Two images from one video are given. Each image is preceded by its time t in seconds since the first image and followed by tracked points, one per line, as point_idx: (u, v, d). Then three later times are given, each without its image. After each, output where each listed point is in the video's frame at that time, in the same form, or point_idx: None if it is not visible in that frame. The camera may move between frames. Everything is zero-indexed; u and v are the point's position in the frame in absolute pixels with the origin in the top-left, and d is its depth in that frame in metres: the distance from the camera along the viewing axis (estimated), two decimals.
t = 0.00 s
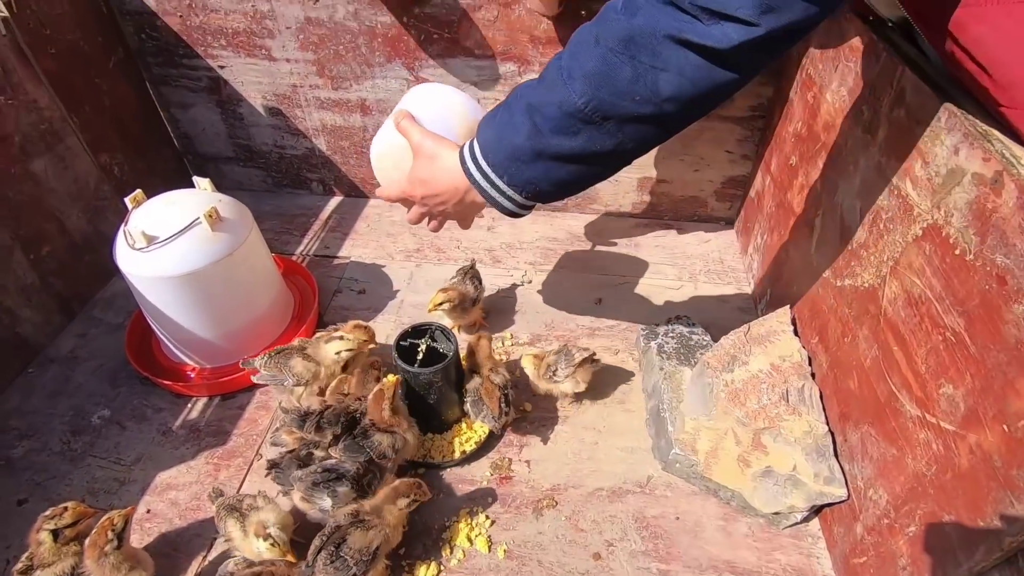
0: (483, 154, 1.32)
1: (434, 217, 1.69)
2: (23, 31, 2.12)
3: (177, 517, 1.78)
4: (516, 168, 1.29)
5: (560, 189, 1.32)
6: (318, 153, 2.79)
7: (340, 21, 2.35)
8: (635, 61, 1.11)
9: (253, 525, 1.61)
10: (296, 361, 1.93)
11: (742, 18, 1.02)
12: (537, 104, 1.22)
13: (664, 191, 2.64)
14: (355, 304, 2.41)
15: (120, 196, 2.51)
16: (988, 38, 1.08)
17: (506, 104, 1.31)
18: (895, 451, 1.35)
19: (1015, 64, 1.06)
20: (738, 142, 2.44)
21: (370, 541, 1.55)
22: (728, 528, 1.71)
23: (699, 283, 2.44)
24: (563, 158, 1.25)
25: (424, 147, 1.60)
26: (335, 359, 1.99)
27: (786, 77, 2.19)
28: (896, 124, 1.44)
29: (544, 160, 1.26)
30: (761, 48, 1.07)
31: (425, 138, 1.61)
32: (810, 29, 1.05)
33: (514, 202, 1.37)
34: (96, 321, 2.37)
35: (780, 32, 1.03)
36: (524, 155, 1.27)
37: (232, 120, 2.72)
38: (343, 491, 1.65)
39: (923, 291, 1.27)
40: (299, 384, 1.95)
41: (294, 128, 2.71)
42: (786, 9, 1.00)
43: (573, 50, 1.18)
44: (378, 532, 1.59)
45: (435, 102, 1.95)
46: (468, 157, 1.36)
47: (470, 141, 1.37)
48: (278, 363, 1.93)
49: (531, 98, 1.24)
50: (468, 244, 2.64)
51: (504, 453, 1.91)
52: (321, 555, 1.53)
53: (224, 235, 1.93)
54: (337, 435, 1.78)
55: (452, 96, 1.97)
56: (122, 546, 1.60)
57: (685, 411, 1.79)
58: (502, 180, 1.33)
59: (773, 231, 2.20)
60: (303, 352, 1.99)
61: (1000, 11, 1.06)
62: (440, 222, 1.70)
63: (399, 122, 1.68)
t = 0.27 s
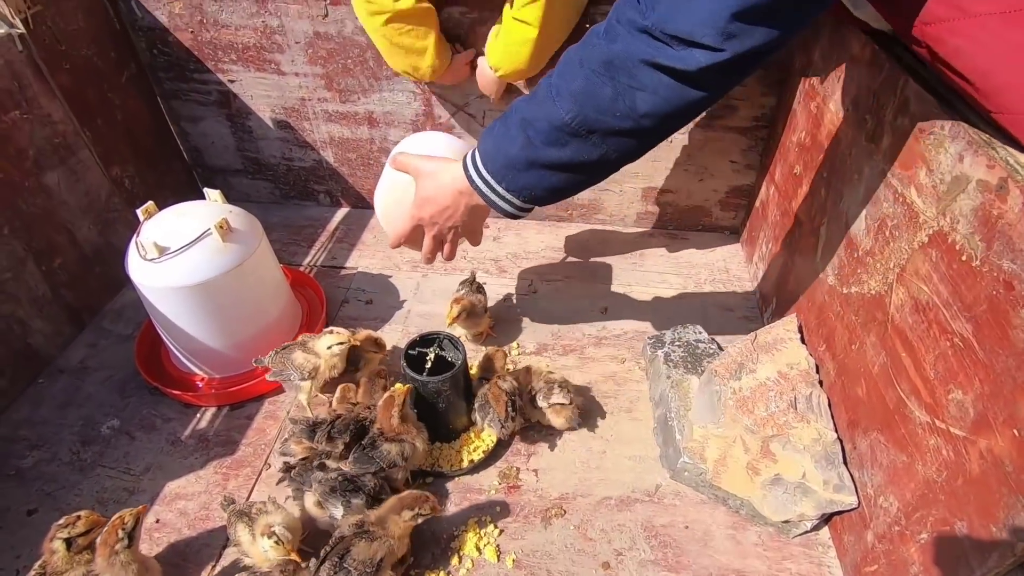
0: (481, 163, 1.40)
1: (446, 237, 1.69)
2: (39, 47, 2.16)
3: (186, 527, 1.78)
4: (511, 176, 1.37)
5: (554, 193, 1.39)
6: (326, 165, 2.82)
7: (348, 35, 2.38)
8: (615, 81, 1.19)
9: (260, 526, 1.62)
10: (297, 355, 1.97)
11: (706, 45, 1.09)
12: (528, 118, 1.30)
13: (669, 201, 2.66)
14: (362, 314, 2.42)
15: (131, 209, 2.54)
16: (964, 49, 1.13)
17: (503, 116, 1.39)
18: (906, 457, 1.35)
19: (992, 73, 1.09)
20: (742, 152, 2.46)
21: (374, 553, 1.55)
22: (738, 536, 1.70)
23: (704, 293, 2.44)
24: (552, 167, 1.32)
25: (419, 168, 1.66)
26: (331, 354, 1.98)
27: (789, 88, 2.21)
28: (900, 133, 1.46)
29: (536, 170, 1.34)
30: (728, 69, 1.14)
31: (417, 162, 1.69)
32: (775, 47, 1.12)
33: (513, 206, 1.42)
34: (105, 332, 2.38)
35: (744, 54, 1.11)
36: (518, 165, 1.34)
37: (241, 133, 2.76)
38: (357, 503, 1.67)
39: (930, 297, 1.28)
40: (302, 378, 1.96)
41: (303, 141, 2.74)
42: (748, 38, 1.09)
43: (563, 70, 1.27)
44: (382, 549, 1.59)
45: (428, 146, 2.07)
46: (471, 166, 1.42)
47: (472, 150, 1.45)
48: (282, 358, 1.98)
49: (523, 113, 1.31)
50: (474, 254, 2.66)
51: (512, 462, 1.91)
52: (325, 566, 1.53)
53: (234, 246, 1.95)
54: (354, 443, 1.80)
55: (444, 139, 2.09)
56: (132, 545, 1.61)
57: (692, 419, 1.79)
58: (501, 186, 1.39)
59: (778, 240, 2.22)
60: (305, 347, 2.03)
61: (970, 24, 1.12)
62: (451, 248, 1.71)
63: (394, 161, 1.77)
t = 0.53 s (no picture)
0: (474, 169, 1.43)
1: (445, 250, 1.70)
2: (50, 58, 2.20)
3: (189, 528, 1.81)
4: (504, 182, 1.40)
5: (544, 199, 1.42)
6: (328, 174, 2.86)
7: (352, 47, 2.43)
8: (601, 95, 1.23)
9: (262, 523, 1.64)
10: (291, 360, 2.03)
11: (685, 63, 1.15)
12: (520, 127, 1.34)
13: (666, 210, 2.70)
14: (363, 319, 2.45)
15: (136, 216, 2.58)
16: (938, 64, 1.18)
17: (496, 124, 1.42)
18: (896, 458, 1.38)
19: (967, 86, 1.14)
20: (738, 162, 2.50)
21: (383, 558, 1.59)
22: (734, 539, 1.73)
23: (701, 299, 2.48)
24: (541, 176, 1.36)
25: (413, 184, 1.72)
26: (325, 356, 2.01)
27: (783, 99, 2.26)
28: (889, 142, 1.50)
29: (527, 177, 1.37)
30: (705, 85, 1.19)
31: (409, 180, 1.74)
32: (748, 65, 1.18)
33: (506, 209, 1.45)
34: (110, 337, 2.41)
35: (721, 72, 1.16)
36: (510, 172, 1.38)
37: (245, 141, 2.80)
38: (355, 510, 1.67)
39: (919, 301, 1.31)
40: (298, 383, 2.02)
41: (306, 150, 2.79)
42: (723, 58, 1.14)
43: (552, 83, 1.30)
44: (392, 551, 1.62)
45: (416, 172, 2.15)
46: (468, 171, 1.45)
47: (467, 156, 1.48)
48: (277, 364, 2.04)
49: (515, 122, 1.35)
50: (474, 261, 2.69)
51: (511, 465, 1.94)
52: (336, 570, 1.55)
53: (239, 252, 1.98)
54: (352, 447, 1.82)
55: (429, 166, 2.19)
56: (132, 544, 1.62)
57: (689, 423, 1.82)
58: (494, 191, 1.42)
59: (773, 248, 2.25)
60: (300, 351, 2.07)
61: (943, 42, 1.16)
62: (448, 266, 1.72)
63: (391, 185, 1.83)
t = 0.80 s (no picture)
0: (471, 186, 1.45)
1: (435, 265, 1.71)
2: (59, 65, 2.24)
3: (190, 530, 1.82)
4: (502, 199, 1.41)
5: (544, 216, 1.44)
6: (331, 180, 2.89)
7: (355, 55, 2.46)
8: (605, 106, 1.25)
9: (265, 521, 1.67)
10: (287, 364, 2.04)
11: (692, 73, 1.17)
12: (520, 142, 1.36)
13: (665, 216, 2.72)
14: (365, 324, 2.47)
15: (141, 221, 2.60)
16: (933, 75, 1.20)
17: (493, 141, 1.45)
18: (892, 461, 1.39)
19: (959, 98, 1.15)
20: (737, 169, 2.53)
21: (392, 548, 1.59)
22: (732, 542, 1.74)
23: (700, 305, 2.50)
24: (542, 190, 1.38)
25: (410, 196, 1.72)
26: (321, 357, 2.03)
27: (780, 107, 2.28)
28: (884, 149, 1.52)
29: (527, 192, 1.39)
30: (709, 98, 1.22)
31: (406, 191, 1.74)
32: (753, 77, 1.20)
33: (502, 229, 1.47)
34: (113, 340, 2.43)
35: (726, 83, 1.19)
36: (509, 187, 1.39)
37: (249, 148, 2.83)
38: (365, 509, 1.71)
39: (914, 306, 1.33)
40: (298, 389, 2.03)
41: (309, 156, 2.82)
42: (729, 68, 1.17)
43: (552, 97, 1.33)
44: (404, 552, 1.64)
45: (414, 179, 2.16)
46: (462, 189, 1.47)
47: (462, 175, 1.50)
48: (274, 369, 2.05)
49: (514, 137, 1.37)
50: (475, 267, 2.71)
51: (511, 468, 1.95)
52: (349, 563, 1.56)
53: (242, 256, 2.01)
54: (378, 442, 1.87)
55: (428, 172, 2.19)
56: (136, 544, 1.64)
57: (687, 427, 1.84)
58: (490, 209, 1.44)
59: (771, 254, 2.28)
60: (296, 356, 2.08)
61: (939, 53, 1.17)
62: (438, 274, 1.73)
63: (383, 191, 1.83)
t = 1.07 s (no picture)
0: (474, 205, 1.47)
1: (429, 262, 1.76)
2: (64, 72, 2.26)
3: (190, 535, 1.82)
4: (504, 218, 1.43)
5: (548, 233, 1.45)
6: (332, 186, 2.91)
7: (357, 63, 2.48)
8: (607, 123, 1.26)
9: (267, 528, 1.67)
10: (270, 383, 2.00)
11: (694, 89, 1.17)
12: (522, 161, 1.37)
13: (665, 222, 2.73)
14: (366, 329, 2.48)
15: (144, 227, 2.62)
16: (929, 86, 1.21)
17: (495, 160, 1.46)
18: (891, 466, 1.39)
19: (954, 108, 1.17)
20: (735, 175, 2.54)
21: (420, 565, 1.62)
22: (732, 547, 1.74)
23: (699, 311, 2.51)
24: (546, 207, 1.39)
25: (417, 207, 1.74)
26: (309, 369, 2.06)
27: (779, 114, 2.30)
28: (881, 156, 1.53)
29: (531, 210, 1.40)
30: (712, 113, 1.22)
31: (416, 201, 1.76)
32: (756, 90, 1.20)
33: (505, 248, 1.50)
34: (115, 345, 2.44)
35: (729, 98, 1.19)
36: (513, 205, 1.41)
37: (251, 155, 2.85)
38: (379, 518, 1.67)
39: (911, 311, 1.34)
40: (278, 406, 2.01)
41: (310, 162, 2.83)
42: (730, 84, 1.17)
43: (553, 116, 1.34)
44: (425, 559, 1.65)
45: (425, 170, 2.11)
46: (463, 209, 1.50)
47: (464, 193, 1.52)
48: (255, 386, 2.01)
49: (516, 156, 1.39)
50: (475, 272, 2.73)
51: (512, 474, 1.96)
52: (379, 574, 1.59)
53: (244, 261, 2.02)
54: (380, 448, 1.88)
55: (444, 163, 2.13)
56: (137, 547, 1.63)
57: (687, 432, 1.84)
58: (493, 228, 1.46)
59: (770, 260, 2.28)
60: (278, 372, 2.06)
61: (933, 65, 1.19)
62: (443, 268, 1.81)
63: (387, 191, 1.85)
